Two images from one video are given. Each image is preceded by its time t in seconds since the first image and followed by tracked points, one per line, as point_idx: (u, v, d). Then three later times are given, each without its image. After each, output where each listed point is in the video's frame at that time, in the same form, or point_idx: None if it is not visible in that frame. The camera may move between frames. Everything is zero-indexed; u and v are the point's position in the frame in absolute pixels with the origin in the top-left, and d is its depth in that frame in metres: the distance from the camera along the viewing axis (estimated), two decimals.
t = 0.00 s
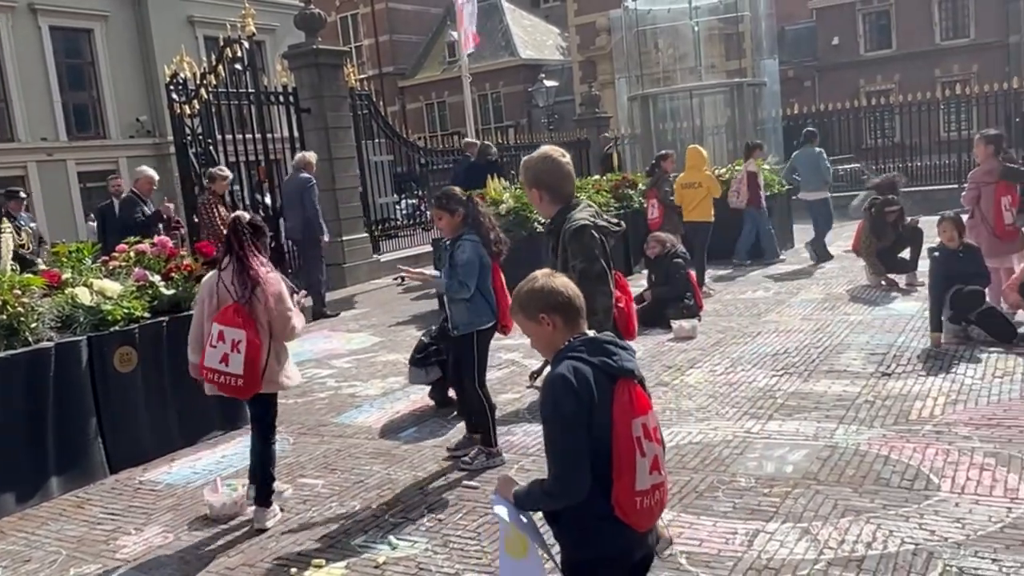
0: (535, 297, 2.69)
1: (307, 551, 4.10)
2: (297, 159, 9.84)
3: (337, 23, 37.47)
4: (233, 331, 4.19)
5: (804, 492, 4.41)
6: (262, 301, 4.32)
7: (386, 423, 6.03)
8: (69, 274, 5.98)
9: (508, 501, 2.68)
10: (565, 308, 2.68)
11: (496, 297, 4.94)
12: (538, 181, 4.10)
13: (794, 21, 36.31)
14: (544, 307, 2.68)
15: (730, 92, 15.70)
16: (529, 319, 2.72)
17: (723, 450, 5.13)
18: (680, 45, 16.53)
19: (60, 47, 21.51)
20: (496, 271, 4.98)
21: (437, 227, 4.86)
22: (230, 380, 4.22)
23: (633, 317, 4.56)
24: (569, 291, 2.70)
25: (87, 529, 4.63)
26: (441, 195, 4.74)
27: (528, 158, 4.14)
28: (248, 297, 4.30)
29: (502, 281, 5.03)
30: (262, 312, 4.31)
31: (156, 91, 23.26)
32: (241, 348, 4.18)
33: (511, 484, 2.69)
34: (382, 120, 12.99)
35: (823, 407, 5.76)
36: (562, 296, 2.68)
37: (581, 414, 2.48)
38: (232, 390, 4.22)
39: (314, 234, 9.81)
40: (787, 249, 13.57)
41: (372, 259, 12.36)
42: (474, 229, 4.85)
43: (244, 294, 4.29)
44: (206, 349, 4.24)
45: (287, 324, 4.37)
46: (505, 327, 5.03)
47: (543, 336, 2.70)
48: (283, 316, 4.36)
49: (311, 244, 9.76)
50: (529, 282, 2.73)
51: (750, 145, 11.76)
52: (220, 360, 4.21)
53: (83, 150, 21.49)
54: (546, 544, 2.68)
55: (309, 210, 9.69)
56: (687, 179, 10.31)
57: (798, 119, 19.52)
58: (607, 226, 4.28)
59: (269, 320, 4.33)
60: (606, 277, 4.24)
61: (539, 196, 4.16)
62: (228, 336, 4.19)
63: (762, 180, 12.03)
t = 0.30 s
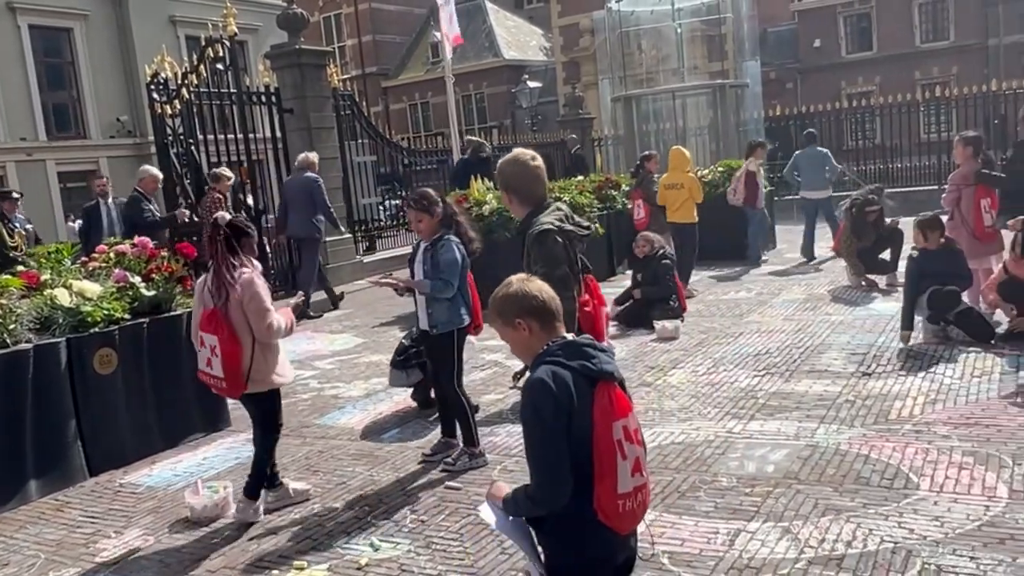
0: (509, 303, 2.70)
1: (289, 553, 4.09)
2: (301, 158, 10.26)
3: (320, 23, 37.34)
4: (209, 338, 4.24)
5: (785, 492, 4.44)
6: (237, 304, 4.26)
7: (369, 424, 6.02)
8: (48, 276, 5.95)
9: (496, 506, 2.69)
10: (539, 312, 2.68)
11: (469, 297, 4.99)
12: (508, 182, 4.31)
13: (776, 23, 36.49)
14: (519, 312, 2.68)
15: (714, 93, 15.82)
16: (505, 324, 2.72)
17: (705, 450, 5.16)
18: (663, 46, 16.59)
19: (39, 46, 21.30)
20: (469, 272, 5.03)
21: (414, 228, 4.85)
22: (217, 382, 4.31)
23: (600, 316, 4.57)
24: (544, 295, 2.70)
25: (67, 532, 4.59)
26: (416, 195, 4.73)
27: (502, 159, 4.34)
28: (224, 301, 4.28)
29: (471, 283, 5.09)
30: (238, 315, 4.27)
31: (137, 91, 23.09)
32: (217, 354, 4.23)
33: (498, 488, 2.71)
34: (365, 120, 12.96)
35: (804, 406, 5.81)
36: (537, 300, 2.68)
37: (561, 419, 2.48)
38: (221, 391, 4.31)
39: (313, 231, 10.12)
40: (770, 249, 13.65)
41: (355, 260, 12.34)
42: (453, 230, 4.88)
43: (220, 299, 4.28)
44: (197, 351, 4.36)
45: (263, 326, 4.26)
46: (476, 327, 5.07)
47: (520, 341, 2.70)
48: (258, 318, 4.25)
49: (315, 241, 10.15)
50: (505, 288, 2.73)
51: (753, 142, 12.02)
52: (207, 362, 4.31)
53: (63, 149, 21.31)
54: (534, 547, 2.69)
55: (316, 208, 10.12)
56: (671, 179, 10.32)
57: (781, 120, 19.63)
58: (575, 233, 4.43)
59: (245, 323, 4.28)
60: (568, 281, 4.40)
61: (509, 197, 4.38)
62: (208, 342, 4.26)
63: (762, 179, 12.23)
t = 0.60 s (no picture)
0: (488, 306, 2.70)
1: (271, 555, 4.07)
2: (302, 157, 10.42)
3: (304, 23, 37.22)
4: (187, 336, 4.26)
5: (767, 491, 4.47)
6: (215, 302, 4.25)
7: (352, 426, 6.01)
8: (27, 277, 5.90)
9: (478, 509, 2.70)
10: (518, 315, 2.68)
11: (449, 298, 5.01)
12: (482, 185, 4.34)
13: (759, 26, 36.69)
14: (498, 315, 2.69)
15: (697, 95, 15.87)
16: (485, 328, 2.73)
17: (687, 450, 5.18)
18: (647, 47, 16.65)
19: (19, 45, 21.12)
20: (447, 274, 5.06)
21: (392, 231, 4.85)
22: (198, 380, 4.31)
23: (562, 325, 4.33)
24: (523, 297, 2.70)
25: (46, 535, 4.56)
26: (389, 203, 4.73)
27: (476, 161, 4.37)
28: (204, 299, 4.29)
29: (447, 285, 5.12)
30: (215, 313, 4.25)
31: (118, 91, 22.94)
32: (194, 352, 4.23)
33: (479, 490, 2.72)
34: (349, 121, 12.93)
35: (786, 406, 5.85)
36: (516, 302, 2.68)
37: (540, 423, 2.49)
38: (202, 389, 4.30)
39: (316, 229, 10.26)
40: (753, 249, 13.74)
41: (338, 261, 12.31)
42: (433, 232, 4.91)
43: (200, 297, 4.29)
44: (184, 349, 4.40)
45: (238, 324, 4.21)
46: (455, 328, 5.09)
47: (500, 344, 2.71)
48: (233, 316, 4.21)
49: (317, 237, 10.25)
50: (486, 290, 2.73)
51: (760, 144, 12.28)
52: (189, 361, 4.33)
53: (44, 149, 21.14)
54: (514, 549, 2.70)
55: (315, 204, 10.22)
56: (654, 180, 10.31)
57: (763, 121, 19.73)
58: (541, 239, 4.30)
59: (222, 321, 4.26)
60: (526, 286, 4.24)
61: (480, 198, 4.38)
62: (188, 340, 4.28)
63: (766, 178, 12.08)
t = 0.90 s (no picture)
0: (462, 314, 2.71)
1: (253, 557, 4.06)
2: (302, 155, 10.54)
3: (288, 22, 37.07)
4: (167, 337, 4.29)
5: (750, 490, 4.49)
6: (193, 304, 4.24)
7: (335, 427, 5.99)
8: (6, 277, 5.85)
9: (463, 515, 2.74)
10: (492, 321, 2.68)
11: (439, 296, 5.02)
12: (450, 187, 4.24)
13: (743, 27, 36.85)
14: (472, 322, 2.69)
15: (681, 96, 15.90)
16: (460, 336, 2.73)
17: (670, 449, 5.20)
18: (631, 48, 16.69)
19: None
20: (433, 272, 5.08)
21: (371, 235, 4.89)
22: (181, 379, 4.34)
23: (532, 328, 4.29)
24: (496, 304, 2.70)
25: (25, 538, 4.52)
26: (369, 206, 4.76)
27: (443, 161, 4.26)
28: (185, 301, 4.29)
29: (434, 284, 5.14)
30: (193, 315, 4.24)
31: (100, 90, 22.77)
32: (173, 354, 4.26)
33: (465, 496, 2.74)
34: (333, 121, 12.90)
35: (768, 405, 5.88)
36: (490, 309, 2.68)
37: (514, 429, 2.50)
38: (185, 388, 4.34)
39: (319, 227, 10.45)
40: (736, 249, 13.81)
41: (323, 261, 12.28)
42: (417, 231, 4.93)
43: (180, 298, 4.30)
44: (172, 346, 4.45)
45: (214, 327, 4.19)
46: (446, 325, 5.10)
47: (476, 350, 2.72)
48: (209, 319, 4.19)
49: (315, 236, 10.44)
50: (461, 298, 2.74)
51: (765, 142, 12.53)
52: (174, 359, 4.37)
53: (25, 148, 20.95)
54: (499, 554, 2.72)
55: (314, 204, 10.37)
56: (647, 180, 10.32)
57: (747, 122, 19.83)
58: (510, 243, 4.16)
59: (199, 324, 4.24)
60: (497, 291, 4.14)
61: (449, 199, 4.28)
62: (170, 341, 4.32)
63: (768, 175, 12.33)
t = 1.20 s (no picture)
0: (443, 314, 2.70)
1: (236, 558, 4.04)
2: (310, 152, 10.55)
3: (273, 22, 36.94)
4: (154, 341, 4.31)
5: (733, 489, 4.51)
6: (176, 308, 4.23)
7: (320, 427, 5.96)
8: None
9: (448, 519, 2.74)
10: (474, 322, 2.68)
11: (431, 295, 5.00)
12: (416, 195, 4.02)
13: (728, 28, 37.06)
14: (454, 323, 2.69)
15: (667, 96, 15.97)
16: (441, 335, 2.73)
17: (655, 448, 5.21)
18: (616, 48, 16.72)
19: None
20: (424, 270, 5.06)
21: (362, 237, 4.84)
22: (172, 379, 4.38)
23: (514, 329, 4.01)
24: (479, 304, 2.70)
25: (6, 540, 4.48)
26: (360, 207, 4.72)
27: (407, 173, 4.03)
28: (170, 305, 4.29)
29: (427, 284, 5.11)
30: (174, 321, 4.23)
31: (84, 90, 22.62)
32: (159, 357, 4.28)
33: (451, 498, 2.74)
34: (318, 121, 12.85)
35: (752, 404, 5.90)
36: (472, 311, 2.68)
37: (499, 434, 2.50)
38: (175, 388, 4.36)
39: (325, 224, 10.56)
40: (722, 249, 13.86)
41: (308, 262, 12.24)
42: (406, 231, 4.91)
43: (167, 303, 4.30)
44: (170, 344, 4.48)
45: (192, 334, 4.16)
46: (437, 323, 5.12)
47: (457, 350, 2.72)
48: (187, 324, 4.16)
49: (322, 233, 10.49)
50: (442, 297, 2.74)
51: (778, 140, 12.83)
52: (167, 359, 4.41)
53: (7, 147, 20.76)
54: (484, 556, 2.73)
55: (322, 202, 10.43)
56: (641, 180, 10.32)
57: (732, 123, 19.93)
58: (493, 241, 3.97)
59: (180, 328, 4.22)
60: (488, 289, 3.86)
61: (422, 207, 4.03)
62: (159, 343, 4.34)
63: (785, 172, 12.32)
